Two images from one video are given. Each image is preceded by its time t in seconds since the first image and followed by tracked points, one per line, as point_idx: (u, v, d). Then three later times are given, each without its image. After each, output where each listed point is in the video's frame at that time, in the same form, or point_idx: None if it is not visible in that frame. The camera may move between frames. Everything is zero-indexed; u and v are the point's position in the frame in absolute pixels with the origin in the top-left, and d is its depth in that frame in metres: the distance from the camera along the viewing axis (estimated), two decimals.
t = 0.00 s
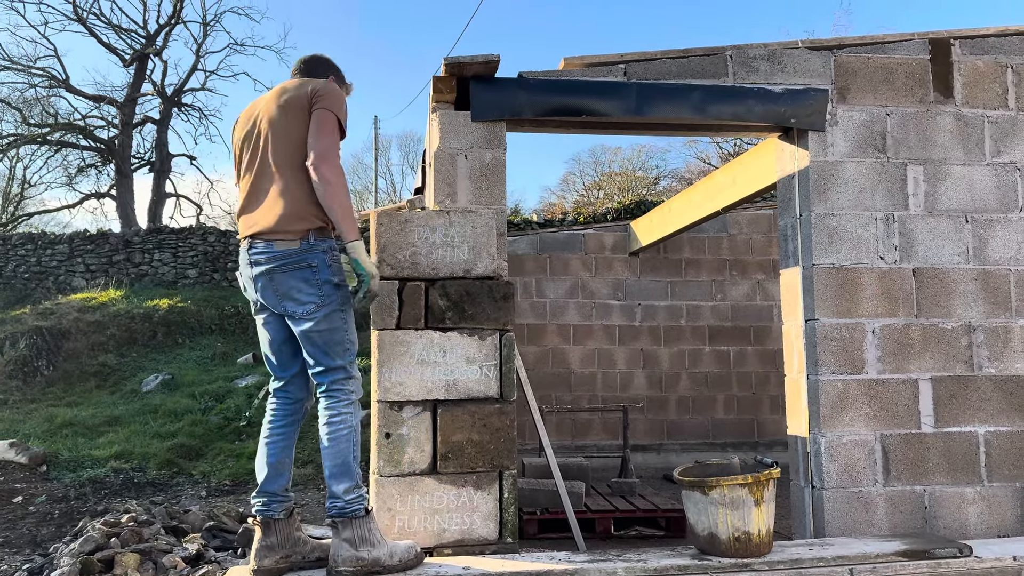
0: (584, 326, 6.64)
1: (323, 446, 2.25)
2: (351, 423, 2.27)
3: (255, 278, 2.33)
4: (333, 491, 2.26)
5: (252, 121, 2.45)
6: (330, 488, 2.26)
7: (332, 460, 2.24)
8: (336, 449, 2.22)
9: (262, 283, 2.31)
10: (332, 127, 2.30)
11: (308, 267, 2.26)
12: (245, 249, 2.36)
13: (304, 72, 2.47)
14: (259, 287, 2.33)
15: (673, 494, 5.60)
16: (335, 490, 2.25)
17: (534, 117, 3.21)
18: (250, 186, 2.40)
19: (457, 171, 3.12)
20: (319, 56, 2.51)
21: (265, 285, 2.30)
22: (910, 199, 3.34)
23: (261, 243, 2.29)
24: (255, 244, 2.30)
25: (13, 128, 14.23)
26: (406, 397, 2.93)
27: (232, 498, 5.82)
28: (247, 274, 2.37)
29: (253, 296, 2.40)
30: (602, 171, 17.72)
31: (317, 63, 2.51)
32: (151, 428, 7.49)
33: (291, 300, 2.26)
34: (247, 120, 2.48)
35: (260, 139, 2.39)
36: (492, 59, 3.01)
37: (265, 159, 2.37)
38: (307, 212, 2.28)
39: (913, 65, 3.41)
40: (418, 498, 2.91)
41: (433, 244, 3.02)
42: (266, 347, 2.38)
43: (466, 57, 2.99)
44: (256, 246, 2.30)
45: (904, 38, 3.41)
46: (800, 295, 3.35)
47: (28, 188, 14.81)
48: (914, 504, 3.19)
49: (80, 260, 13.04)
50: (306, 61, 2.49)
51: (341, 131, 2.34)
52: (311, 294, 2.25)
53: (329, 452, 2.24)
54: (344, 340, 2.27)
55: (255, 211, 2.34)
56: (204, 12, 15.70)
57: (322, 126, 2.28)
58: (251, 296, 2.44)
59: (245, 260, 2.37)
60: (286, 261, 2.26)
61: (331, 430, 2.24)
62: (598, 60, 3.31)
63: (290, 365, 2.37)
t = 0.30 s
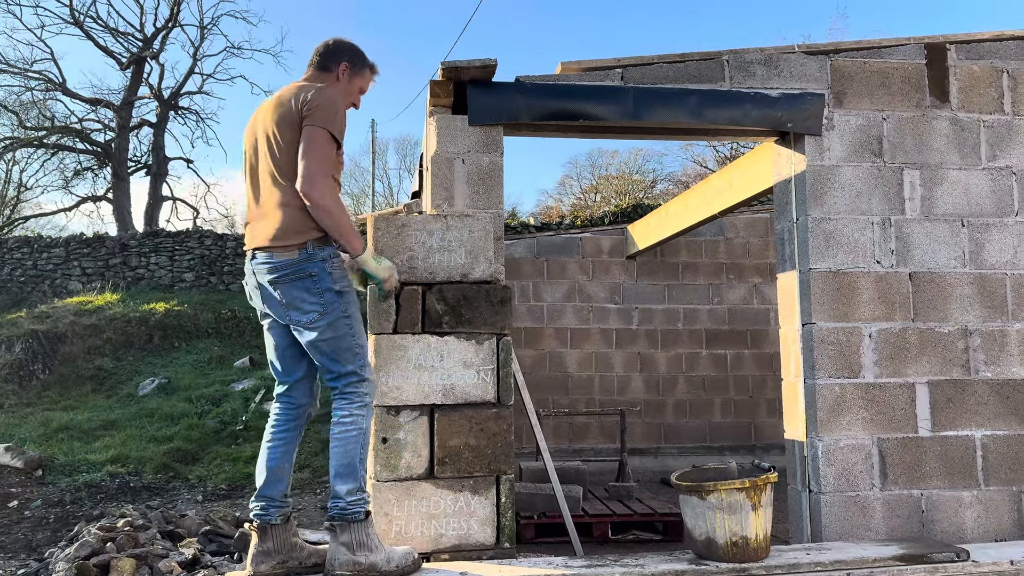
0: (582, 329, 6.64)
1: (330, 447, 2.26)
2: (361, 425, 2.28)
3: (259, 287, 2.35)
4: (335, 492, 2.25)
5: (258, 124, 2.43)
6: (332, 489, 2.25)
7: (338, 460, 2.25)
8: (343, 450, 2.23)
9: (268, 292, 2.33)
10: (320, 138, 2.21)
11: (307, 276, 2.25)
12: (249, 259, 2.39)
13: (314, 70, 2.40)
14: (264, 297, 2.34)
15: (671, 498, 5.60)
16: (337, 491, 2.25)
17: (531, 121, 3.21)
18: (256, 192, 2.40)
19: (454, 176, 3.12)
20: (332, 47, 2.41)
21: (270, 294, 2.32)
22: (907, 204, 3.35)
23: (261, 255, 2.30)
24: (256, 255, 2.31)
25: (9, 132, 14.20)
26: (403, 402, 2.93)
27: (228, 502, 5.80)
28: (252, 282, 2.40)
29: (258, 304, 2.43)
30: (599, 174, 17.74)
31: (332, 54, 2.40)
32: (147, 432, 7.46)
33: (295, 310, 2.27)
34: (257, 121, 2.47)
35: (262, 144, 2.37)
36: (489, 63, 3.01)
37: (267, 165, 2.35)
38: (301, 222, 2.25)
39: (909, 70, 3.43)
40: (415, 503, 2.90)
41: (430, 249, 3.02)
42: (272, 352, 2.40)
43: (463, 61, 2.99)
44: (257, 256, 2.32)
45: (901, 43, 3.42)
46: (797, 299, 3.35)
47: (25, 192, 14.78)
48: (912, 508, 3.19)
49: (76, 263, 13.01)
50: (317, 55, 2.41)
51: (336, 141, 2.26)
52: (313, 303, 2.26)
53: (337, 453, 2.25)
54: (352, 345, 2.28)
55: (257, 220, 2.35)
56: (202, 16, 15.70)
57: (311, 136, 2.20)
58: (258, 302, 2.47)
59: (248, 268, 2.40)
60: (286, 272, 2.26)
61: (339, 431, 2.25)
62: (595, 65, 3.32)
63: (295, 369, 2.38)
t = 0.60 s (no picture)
0: (579, 335, 6.64)
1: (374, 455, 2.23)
2: (400, 427, 2.25)
3: (274, 297, 2.31)
4: (391, 496, 2.23)
5: (283, 131, 2.38)
6: (387, 493, 2.23)
7: (386, 465, 2.22)
8: (388, 454, 2.20)
9: (284, 303, 2.29)
10: (358, 167, 2.21)
11: (326, 283, 2.22)
12: (263, 268, 2.34)
13: (346, 84, 2.37)
14: (281, 306, 2.31)
15: (668, 504, 5.59)
16: (392, 495, 2.23)
17: (529, 127, 3.21)
18: (273, 198, 2.35)
19: (452, 182, 3.13)
20: (365, 59, 2.37)
21: (287, 304, 2.28)
22: (903, 210, 3.36)
23: (276, 264, 2.26)
24: (272, 264, 2.27)
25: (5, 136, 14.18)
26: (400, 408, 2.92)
27: (224, 509, 5.78)
28: (265, 294, 2.36)
29: (273, 315, 2.39)
30: (596, 180, 17.76)
31: (363, 66, 2.36)
32: (143, 437, 7.44)
33: (316, 318, 2.23)
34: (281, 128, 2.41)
35: (286, 153, 2.32)
36: (487, 69, 3.02)
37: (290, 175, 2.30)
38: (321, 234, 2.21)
39: (905, 77, 3.44)
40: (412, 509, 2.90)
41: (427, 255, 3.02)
42: (287, 361, 2.38)
43: (462, 68, 3.00)
44: (272, 266, 2.27)
45: (897, 50, 3.43)
46: (794, 305, 3.35)
47: (21, 197, 14.76)
48: (908, 514, 3.20)
49: (73, 269, 12.99)
50: (350, 68, 2.38)
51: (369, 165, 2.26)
52: (333, 310, 2.22)
53: (382, 458, 2.21)
54: (376, 349, 2.24)
55: (273, 228, 2.31)
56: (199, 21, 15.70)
57: (349, 164, 2.20)
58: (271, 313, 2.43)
59: (262, 278, 2.35)
60: (303, 281, 2.22)
61: (380, 436, 2.22)
62: (593, 71, 3.33)
63: (310, 379, 2.37)
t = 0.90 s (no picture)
0: (576, 341, 6.64)
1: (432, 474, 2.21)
2: (455, 442, 2.22)
3: (313, 314, 2.23)
4: (459, 511, 2.20)
5: (348, 148, 2.30)
6: (455, 509, 2.20)
7: (448, 482, 2.20)
8: (449, 471, 2.18)
9: (326, 321, 2.21)
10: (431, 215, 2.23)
11: (375, 302, 2.17)
12: (302, 283, 2.24)
13: (416, 122, 2.33)
14: (320, 323, 2.24)
15: (666, 511, 5.58)
16: (458, 509, 2.20)
17: (527, 135, 3.22)
18: (323, 209, 2.27)
19: (450, 188, 3.13)
20: (438, 100, 2.31)
21: (330, 322, 2.21)
22: (900, 218, 3.37)
23: (321, 282, 2.18)
24: (317, 281, 2.18)
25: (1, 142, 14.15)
26: (398, 415, 2.91)
27: (220, 516, 5.75)
28: (302, 310, 2.27)
29: (306, 331, 2.30)
30: (592, 187, 17.80)
31: (438, 108, 2.32)
32: (139, 444, 7.41)
33: (363, 336, 2.18)
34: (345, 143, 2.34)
35: (351, 172, 2.25)
36: (485, 77, 3.03)
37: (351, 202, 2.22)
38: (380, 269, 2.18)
39: (901, 85, 3.46)
40: (410, 517, 2.88)
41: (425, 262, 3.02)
42: (314, 380, 2.30)
43: (459, 76, 3.02)
44: (316, 283, 2.18)
45: (893, 58, 3.45)
46: (791, 312, 3.36)
47: (17, 203, 14.72)
48: (906, 521, 3.20)
49: (69, 275, 12.95)
50: (421, 106, 2.32)
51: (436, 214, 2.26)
52: (382, 329, 2.17)
53: (443, 474, 2.19)
54: (426, 366, 2.20)
55: (322, 240, 2.22)
56: (196, 27, 15.72)
57: (423, 212, 2.21)
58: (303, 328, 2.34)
59: (299, 294, 2.25)
60: (351, 300, 2.16)
61: (437, 454, 2.19)
62: (591, 79, 3.35)
63: (339, 400, 2.30)
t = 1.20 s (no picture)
0: (573, 348, 6.64)
1: (465, 467, 2.23)
2: (492, 444, 2.28)
3: (359, 317, 2.21)
4: (478, 513, 2.18)
5: (420, 171, 2.38)
6: (473, 510, 2.19)
7: (477, 479, 2.21)
8: (484, 468, 2.21)
9: (375, 324, 2.21)
10: (480, 254, 2.37)
11: (430, 309, 2.20)
12: (354, 281, 2.22)
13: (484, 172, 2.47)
14: (366, 327, 2.22)
15: (663, 519, 5.56)
16: (481, 511, 2.19)
17: (524, 143, 3.23)
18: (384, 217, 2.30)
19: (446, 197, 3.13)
20: (511, 157, 2.45)
21: (379, 325, 2.20)
22: (896, 226, 3.38)
23: (378, 285, 2.18)
24: (375, 284, 2.18)
25: None
26: (394, 424, 2.90)
27: (216, 524, 5.72)
28: (346, 311, 2.23)
29: (341, 334, 2.25)
30: (589, 193, 17.83)
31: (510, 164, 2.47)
32: (135, 451, 7.38)
33: (414, 340, 2.20)
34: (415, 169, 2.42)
35: (421, 191, 2.31)
36: (482, 85, 3.02)
37: (418, 213, 2.28)
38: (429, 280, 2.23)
39: (897, 94, 3.47)
40: (407, 525, 2.87)
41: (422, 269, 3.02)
42: (335, 386, 2.24)
43: (457, 84, 3.00)
44: (373, 285, 2.19)
45: (888, 67, 3.47)
46: (788, 320, 3.36)
47: (13, 209, 14.70)
48: (903, 530, 3.19)
49: (65, 281, 12.92)
50: (494, 157, 2.46)
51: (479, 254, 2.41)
52: (434, 335, 2.21)
53: (475, 471, 2.22)
54: (473, 371, 2.26)
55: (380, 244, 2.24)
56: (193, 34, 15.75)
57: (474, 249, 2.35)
58: (334, 331, 2.29)
59: (346, 294, 2.23)
60: (408, 305, 2.18)
61: (476, 451, 2.23)
62: (588, 88, 3.35)
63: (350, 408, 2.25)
